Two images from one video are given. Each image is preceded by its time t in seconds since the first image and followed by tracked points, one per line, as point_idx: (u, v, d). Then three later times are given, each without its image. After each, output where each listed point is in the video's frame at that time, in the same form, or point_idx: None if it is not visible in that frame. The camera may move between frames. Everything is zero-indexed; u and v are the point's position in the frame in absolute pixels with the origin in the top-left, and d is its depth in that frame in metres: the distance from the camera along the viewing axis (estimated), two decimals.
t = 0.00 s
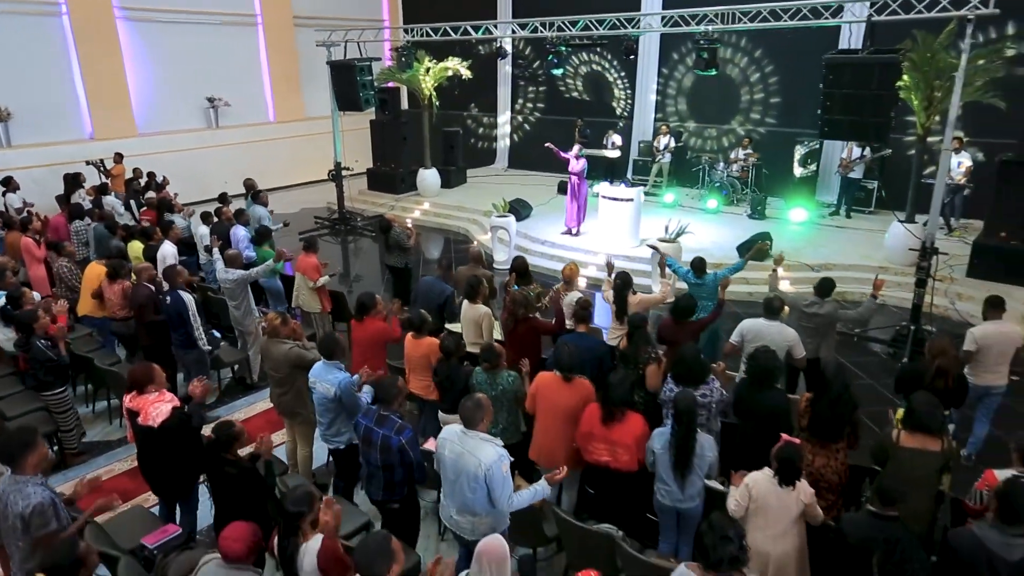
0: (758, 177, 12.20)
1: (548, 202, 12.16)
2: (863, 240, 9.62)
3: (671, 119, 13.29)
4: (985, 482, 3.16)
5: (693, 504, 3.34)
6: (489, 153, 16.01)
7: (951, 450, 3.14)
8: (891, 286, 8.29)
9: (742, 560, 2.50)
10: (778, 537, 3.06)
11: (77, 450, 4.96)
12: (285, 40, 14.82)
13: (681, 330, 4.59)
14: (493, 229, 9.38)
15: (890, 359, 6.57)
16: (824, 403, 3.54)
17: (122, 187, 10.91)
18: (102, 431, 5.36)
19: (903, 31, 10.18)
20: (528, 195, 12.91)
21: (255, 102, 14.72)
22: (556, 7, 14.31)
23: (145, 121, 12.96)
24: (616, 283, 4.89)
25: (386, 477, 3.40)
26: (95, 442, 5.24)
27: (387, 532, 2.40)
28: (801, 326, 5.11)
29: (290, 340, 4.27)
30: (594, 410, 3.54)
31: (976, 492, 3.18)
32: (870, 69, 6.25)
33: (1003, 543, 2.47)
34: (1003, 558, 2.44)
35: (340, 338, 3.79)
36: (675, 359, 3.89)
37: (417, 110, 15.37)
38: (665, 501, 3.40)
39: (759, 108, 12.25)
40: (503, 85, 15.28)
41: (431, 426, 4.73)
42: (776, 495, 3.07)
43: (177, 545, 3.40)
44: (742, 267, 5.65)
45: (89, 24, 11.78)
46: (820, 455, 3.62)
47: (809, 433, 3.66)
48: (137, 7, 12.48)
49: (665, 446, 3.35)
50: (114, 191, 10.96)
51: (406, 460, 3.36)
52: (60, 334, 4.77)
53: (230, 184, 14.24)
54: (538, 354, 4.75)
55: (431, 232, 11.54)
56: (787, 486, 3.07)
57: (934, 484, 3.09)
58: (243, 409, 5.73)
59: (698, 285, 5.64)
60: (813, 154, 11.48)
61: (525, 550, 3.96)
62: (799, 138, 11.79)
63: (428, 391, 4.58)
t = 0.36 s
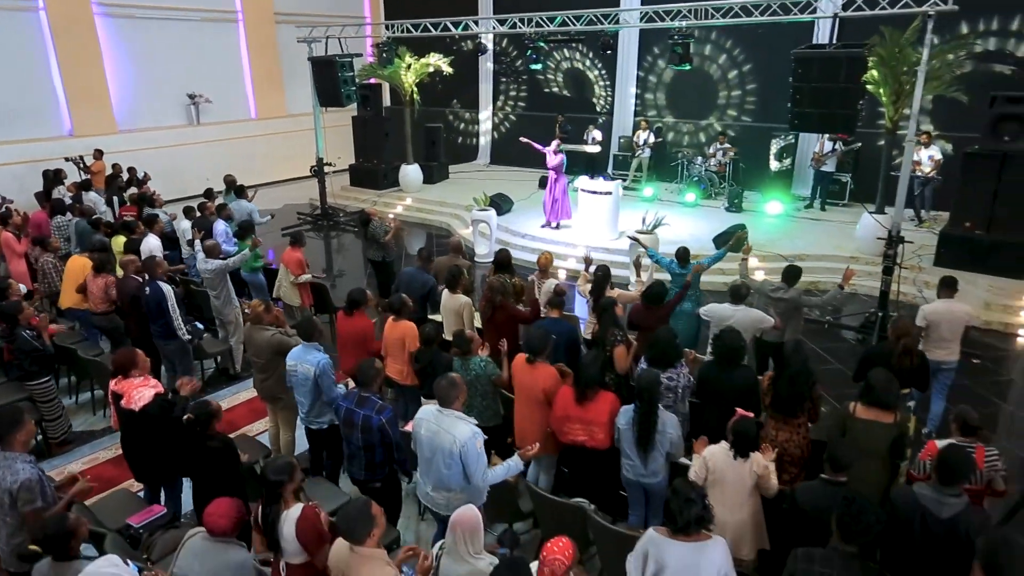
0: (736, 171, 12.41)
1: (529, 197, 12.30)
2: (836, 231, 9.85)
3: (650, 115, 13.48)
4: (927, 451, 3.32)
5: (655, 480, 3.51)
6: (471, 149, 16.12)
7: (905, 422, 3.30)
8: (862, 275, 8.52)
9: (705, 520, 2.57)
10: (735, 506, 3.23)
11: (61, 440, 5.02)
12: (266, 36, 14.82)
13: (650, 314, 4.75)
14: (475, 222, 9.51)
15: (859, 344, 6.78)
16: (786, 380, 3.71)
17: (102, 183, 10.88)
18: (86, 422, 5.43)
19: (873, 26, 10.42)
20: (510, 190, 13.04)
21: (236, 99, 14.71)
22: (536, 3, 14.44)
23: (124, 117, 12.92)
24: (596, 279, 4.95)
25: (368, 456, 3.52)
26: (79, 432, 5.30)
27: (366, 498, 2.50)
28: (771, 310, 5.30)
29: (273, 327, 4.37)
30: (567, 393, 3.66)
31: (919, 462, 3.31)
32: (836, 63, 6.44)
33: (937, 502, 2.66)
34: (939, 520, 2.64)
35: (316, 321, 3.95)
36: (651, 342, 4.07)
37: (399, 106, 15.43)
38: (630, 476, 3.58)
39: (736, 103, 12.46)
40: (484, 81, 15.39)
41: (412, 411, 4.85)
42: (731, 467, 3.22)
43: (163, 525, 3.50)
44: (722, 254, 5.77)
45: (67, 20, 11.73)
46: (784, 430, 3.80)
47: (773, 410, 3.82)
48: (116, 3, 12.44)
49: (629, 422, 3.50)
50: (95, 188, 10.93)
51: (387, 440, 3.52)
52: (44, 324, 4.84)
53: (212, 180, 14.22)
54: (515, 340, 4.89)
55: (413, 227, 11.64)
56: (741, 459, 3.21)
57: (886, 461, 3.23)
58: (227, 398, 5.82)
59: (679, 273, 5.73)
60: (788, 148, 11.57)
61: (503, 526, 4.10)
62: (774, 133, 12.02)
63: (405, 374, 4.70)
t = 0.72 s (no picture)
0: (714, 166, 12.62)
1: (511, 192, 12.43)
2: (809, 224, 10.09)
3: (630, 111, 13.65)
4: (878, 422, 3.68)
5: (624, 457, 3.68)
6: (453, 146, 16.22)
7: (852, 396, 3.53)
8: (833, 264, 8.76)
9: (670, 489, 2.71)
10: (694, 479, 3.38)
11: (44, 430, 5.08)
12: (247, 33, 14.82)
13: (624, 302, 4.87)
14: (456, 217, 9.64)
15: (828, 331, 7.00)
16: (750, 361, 3.87)
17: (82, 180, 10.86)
18: (68, 413, 5.48)
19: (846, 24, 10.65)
20: (491, 185, 13.17)
21: (218, 96, 14.69)
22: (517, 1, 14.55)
23: (104, 114, 12.88)
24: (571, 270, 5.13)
25: (342, 434, 3.69)
26: (61, 423, 5.36)
27: (343, 469, 2.64)
28: (741, 297, 5.48)
29: (255, 316, 4.46)
30: (539, 370, 3.84)
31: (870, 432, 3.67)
32: (804, 58, 6.61)
33: (879, 468, 2.88)
34: (880, 481, 2.83)
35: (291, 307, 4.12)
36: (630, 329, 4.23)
37: (382, 103, 15.49)
38: (600, 455, 3.74)
39: (714, 100, 12.67)
40: (466, 78, 15.49)
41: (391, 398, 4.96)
42: (690, 440, 3.37)
43: (146, 505, 3.61)
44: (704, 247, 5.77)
45: (44, 17, 11.66)
46: (747, 409, 3.97)
47: (738, 389, 3.98)
48: None
49: (597, 402, 3.65)
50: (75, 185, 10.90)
51: (355, 420, 3.66)
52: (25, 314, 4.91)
53: (193, 177, 14.20)
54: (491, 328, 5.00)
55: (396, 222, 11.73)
56: (700, 434, 3.37)
57: (835, 432, 3.47)
58: (209, 388, 5.90)
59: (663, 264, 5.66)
60: (764, 143, 11.78)
61: (479, 505, 4.25)
62: (751, 128, 12.24)
63: (382, 361, 4.80)
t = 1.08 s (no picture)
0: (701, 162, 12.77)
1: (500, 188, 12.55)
2: (793, 218, 10.26)
3: (618, 108, 13.78)
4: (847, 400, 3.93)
5: (602, 439, 3.78)
6: (443, 143, 16.33)
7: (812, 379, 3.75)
8: (815, 257, 8.93)
9: (639, 466, 2.82)
10: (669, 458, 3.52)
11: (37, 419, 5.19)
12: (237, 31, 14.86)
13: (603, 289, 5.02)
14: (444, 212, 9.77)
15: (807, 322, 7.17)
16: (722, 346, 4.00)
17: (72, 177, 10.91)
18: (62, 404, 5.58)
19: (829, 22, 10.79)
20: (481, 182, 13.28)
21: (208, 93, 14.72)
22: None
23: (94, 111, 12.91)
24: (542, 256, 5.39)
25: (321, 417, 3.82)
26: (54, 413, 5.46)
27: (322, 447, 2.73)
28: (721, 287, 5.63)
29: (245, 307, 4.55)
30: (518, 356, 3.99)
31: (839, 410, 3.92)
32: (783, 55, 6.75)
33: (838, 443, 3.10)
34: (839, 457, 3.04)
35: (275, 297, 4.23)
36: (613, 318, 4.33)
37: (372, 100, 15.57)
38: (578, 439, 3.84)
39: (701, 97, 12.81)
40: (456, 76, 15.58)
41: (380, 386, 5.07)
42: (666, 421, 3.50)
43: (139, 488, 3.71)
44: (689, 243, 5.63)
45: (33, 15, 11.67)
46: (722, 393, 4.12)
47: (712, 374, 4.12)
48: None
49: (576, 388, 3.76)
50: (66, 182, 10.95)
51: (339, 399, 3.82)
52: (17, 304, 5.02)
53: (184, 174, 14.25)
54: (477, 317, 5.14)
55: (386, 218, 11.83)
56: (675, 414, 3.48)
57: (799, 410, 3.71)
58: (201, 379, 6.01)
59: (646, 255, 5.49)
60: (752, 139, 12.11)
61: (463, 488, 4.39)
62: (737, 125, 12.39)
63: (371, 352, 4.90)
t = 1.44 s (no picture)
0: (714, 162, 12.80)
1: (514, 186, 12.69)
2: (805, 218, 10.27)
3: (633, 107, 13.84)
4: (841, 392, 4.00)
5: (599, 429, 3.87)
6: (460, 142, 16.49)
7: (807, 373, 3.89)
8: (826, 256, 8.96)
9: (626, 452, 2.94)
10: (674, 446, 3.60)
11: (64, 402, 5.43)
12: (258, 31, 15.14)
13: (608, 286, 5.12)
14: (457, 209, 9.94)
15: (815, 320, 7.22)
16: (722, 339, 4.08)
17: (98, 173, 11.22)
18: (87, 389, 5.81)
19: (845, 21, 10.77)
20: (495, 180, 13.42)
21: (229, 92, 15.03)
22: None
23: (120, 109, 13.24)
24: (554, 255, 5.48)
25: (330, 404, 3.98)
26: (79, 398, 5.68)
27: (329, 425, 2.88)
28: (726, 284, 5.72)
29: (261, 297, 4.72)
30: (522, 347, 4.12)
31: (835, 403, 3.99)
32: (792, 54, 6.80)
33: (826, 434, 3.24)
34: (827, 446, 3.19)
35: (293, 287, 4.39)
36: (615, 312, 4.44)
37: (389, 99, 15.78)
38: (578, 428, 3.95)
39: (715, 96, 12.84)
40: (473, 75, 15.73)
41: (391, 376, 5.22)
42: (676, 412, 3.57)
43: (158, 467, 3.91)
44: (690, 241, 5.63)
45: (62, 15, 12.01)
46: (722, 386, 4.18)
47: (712, 367, 4.19)
48: None
49: (575, 377, 3.88)
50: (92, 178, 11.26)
51: (345, 388, 3.95)
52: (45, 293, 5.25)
53: (205, 171, 14.55)
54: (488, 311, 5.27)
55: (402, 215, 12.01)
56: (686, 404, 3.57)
57: (797, 402, 3.82)
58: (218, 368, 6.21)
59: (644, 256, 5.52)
60: (764, 139, 12.01)
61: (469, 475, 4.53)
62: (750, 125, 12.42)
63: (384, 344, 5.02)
